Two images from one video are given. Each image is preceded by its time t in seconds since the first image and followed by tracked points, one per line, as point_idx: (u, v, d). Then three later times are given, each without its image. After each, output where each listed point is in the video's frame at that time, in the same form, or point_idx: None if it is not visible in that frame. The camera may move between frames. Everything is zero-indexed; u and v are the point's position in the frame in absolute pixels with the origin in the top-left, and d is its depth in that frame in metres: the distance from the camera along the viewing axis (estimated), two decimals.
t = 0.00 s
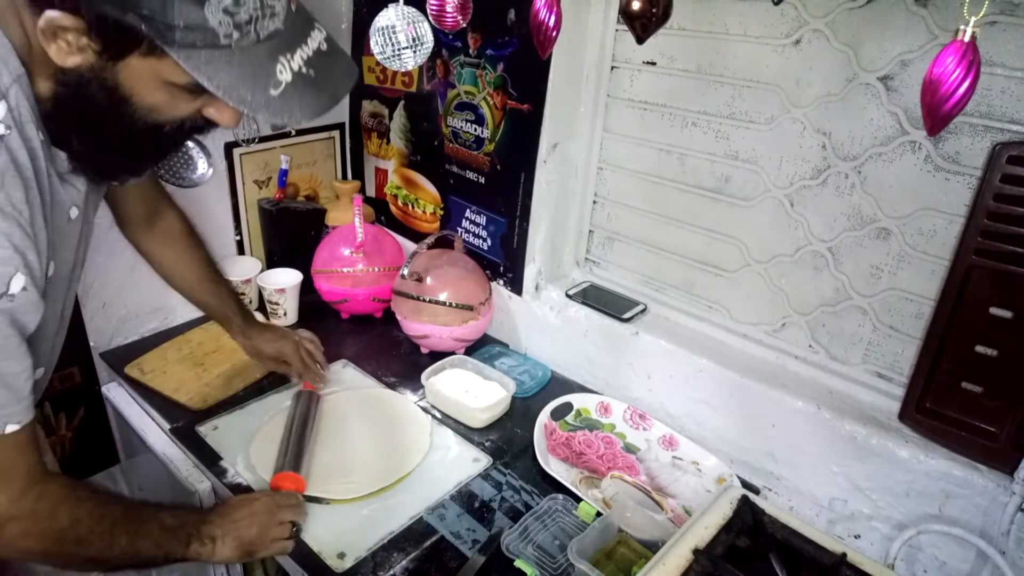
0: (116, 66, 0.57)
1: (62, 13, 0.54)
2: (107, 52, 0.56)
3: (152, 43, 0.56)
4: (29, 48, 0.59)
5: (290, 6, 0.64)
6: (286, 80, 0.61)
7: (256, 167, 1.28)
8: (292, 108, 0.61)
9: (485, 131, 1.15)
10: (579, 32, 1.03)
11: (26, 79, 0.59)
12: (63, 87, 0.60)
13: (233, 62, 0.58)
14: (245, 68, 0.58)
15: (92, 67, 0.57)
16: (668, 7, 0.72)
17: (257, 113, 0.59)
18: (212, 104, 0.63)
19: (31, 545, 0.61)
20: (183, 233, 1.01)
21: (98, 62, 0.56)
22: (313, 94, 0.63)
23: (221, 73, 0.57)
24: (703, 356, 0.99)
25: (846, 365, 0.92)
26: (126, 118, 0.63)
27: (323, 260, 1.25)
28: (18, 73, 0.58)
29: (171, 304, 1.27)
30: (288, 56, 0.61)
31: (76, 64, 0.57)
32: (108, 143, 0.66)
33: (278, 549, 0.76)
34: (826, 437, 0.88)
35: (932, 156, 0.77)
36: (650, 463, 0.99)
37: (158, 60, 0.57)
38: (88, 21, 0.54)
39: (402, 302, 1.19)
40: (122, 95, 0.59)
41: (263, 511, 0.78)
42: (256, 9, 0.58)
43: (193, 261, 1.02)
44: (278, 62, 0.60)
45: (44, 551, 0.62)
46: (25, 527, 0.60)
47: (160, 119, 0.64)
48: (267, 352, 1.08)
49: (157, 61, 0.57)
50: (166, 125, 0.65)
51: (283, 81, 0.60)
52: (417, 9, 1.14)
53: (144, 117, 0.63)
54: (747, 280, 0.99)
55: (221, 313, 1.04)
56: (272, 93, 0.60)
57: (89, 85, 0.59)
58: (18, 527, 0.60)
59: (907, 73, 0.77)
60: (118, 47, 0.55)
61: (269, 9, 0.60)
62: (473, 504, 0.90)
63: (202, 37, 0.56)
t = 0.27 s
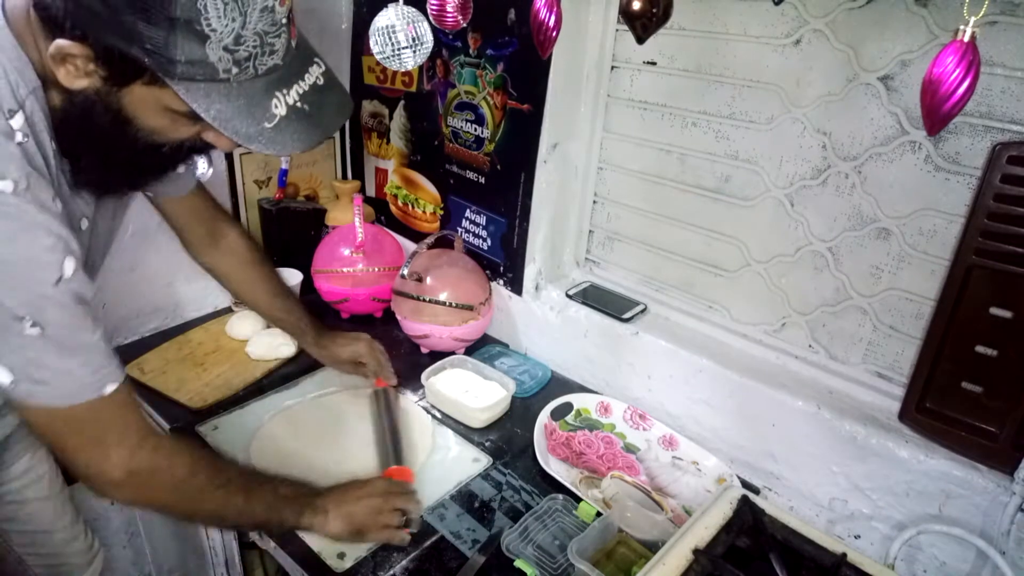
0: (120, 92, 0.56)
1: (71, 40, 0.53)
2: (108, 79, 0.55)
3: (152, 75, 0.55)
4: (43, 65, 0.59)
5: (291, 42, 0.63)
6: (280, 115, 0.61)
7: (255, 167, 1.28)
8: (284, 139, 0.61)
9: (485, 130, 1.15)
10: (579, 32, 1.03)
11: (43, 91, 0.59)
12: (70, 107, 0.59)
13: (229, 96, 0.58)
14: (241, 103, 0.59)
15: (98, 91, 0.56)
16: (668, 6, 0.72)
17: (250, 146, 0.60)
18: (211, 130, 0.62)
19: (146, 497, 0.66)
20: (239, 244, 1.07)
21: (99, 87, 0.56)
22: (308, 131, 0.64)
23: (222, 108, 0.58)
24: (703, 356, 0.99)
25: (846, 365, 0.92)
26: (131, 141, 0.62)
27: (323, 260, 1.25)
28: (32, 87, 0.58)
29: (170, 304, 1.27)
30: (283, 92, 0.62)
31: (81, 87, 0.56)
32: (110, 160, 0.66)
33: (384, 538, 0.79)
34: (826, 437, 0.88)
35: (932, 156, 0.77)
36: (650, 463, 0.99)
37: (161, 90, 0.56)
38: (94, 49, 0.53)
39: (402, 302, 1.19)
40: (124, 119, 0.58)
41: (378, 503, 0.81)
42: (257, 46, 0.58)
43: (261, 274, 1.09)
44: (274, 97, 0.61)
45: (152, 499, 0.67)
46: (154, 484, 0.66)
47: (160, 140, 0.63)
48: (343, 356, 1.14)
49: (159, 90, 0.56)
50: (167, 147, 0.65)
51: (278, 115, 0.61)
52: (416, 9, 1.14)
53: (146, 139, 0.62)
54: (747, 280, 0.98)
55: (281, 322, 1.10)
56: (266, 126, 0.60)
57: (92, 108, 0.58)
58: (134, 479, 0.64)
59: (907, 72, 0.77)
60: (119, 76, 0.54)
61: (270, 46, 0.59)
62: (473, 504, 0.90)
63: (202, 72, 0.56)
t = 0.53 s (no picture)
0: (126, 77, 0.56)
1: (77, 26, 0.54)
2: (114, 64, 0.55)
3: (157, 60, 0.55)
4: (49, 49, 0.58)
5: (297, 29, 0.63)
6: (285, 102, 0.60)
7: (256, 167, 1.28)
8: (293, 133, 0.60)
9: (485, 130, 1.15)
10: (579, 31, 1.03)
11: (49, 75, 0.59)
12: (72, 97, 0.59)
13: (235, 83, 0.57)
14: (246, 89, 0.58)
15: (105, 75, 0.57)
16: (668, 7, 0.72)
17: (257, 132, 0.58)
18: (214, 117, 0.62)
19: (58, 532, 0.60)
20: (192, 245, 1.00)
21: (106, 71, 0.56)
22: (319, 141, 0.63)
23: (225, 91, 0.57)
24: (703, 356, 0.99)
25: (846, 365, 0.92)
26: (141, 129, 0.63)
27: (323, 260, 1.25)
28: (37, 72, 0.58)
29: (170, 304, 1.27)
30: (289, 79, 0.60)
31: (89, 72, 0.56)
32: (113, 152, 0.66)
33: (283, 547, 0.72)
34: (826, 437, 0.88)
35: (933, 156, 0.77)
36: (650, 463, 0.99)
37: (166, 76, 0.57)
38: (100, 33, 0.54)
39: (402, 302, 1.19)
40: (131, 104, 0.59)
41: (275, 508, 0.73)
42: (262, 34, 0.58)
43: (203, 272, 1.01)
44: (279, 85, 0.60)
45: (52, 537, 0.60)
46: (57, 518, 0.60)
47: (168, 127, 0.63)
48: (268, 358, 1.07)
49: (164, 76, 0.57)
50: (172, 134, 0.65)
51: (282, 101, 0.59)
52: (417, 8, 1.14)
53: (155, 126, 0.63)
54: (747, 280, 0.98)
55: (221, 315, 1.03)
56: (270, 113, 0.59)
57: (100, 93, 0.58)
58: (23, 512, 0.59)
59: (907, 73, 0.77)
60: (124, 61, 0.55)
61: (275, 34, 0.59)
62: (473, 504, 0.90)
63: (208, 58, 0.55)
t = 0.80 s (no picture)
0: (126, 105, 0.56)
1: (81, 53, 0.53)
2: (116, 93, 0.55)
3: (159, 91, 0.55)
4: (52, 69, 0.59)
5: (299, 62, 0.63)
6: (284, 135, 0.61)
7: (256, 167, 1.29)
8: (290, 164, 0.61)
9: (485, 130, 1.15)
10: (579, 32, 1.03)
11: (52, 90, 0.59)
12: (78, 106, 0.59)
13: (236, 116, 0.58)
14: (246, 121, 0.58)
15: (106, 102, 0.56)
16: (668, 7, 0.72)
17: (253, 164, 0.59)
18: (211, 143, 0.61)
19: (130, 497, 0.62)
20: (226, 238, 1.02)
21: (107, 98, 0.56)
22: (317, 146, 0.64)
23: (227, 125, 0.57)
24: (703, 356, 0.99)
25: (846, 365, 0.92)
26: (140, 150, 0.62)
27: (323, 260, 1.25)
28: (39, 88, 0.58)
29: (170, 305, 1.27)
30: (288, 112, 0.61)
31: (90, 97, 0.56)
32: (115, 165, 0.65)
33: (370, 523, 0.75)
34: (826, 437, 0.88)
35: (933, 156, 0.77)
36: (650, 463, 0.99)
37: (168, 105, 0.57)
38: (104, 63, 0.53)
39: (402, 302, 1.19)
40: (132, 130, 0.58)
41: (361, 487, 0.76)
42: (265, 69, 0.58)
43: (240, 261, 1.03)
44: (278, 118, 0.61)
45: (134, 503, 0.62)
46: (145, 486, 0.62)
47: (168, 150, 0.63)
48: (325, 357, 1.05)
49: (166, 105, 0.56)
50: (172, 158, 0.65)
51: (282, 135, 0.60)
52: (416, 8, 1.14)
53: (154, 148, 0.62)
54: (748, 280, 0.98)
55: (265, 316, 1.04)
56: (268, 145, 0.60)
57: (101, 117, 0.58)
58: (108, 477, 0.60)
59: (907, 72, 0.77)
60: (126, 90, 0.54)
61: (277, 68, 0.59)
62: (473, 504, 0.90)
63: (209, 92, 0.56)
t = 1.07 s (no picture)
0: (133, 97, 0.56)
1: (87, 45, 0.54)
2: (123, 85, 0.55)
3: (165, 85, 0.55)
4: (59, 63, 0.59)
5: (306, 52, 0.63)
6: (292, 126, 0.61)
7: (256, 167, 1.29)
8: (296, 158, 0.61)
9: (485, 130, 1.15)
10: (579, 32, 1.03)
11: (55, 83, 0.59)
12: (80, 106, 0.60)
13: (244, 107, 0.58)
14: (254, 113, 0.59)
15: (113, 93, 0.57)
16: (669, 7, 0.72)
17: (260, 157, 0.59)
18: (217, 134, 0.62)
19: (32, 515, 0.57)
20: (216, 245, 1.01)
21: (114, 89, 0.56)
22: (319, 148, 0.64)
23: (234, 115, 0.58)
24: (703, 356, 0.99)
25: (846, 365, 0.92)
26: (147, 143, 0.62)
27: (323, 260, 1.25)
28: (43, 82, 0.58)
29: (170, 304, 1.27)
30: (295, 104, 0.61)
31: (95, 89, 0.56)
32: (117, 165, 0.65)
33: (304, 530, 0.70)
34: (826, 437, 0.88)
35: (933, 156, 0.77)
36: (650, 463, 0.99)
37: (174, 98, 0.57)
38: (111, 55, 0.54)
39: (402, 302, 1.19)
40: (138, 121, 0.59)
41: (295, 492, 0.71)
42: (272, 59, 0.58)
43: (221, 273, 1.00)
44: (286, 109, 0.61)
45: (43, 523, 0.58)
46: (63, 505, 0.58)
47: (175, 142, 0.63)
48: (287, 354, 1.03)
49: (172, 98, 0.57)
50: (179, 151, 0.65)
51: (290, 127, 0.60)
52: (417, 8, 1.14)
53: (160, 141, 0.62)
54: (747, 280, 0.98)
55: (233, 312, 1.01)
56: (278, 138, 0.60)
57: (107, 109, 0.58)
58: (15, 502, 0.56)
59: (907, 73, 0.77)
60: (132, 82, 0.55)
61: (285, 59, 0.59)
62: (473, 504, 0.90)
63: (217, 83, 0.56)
